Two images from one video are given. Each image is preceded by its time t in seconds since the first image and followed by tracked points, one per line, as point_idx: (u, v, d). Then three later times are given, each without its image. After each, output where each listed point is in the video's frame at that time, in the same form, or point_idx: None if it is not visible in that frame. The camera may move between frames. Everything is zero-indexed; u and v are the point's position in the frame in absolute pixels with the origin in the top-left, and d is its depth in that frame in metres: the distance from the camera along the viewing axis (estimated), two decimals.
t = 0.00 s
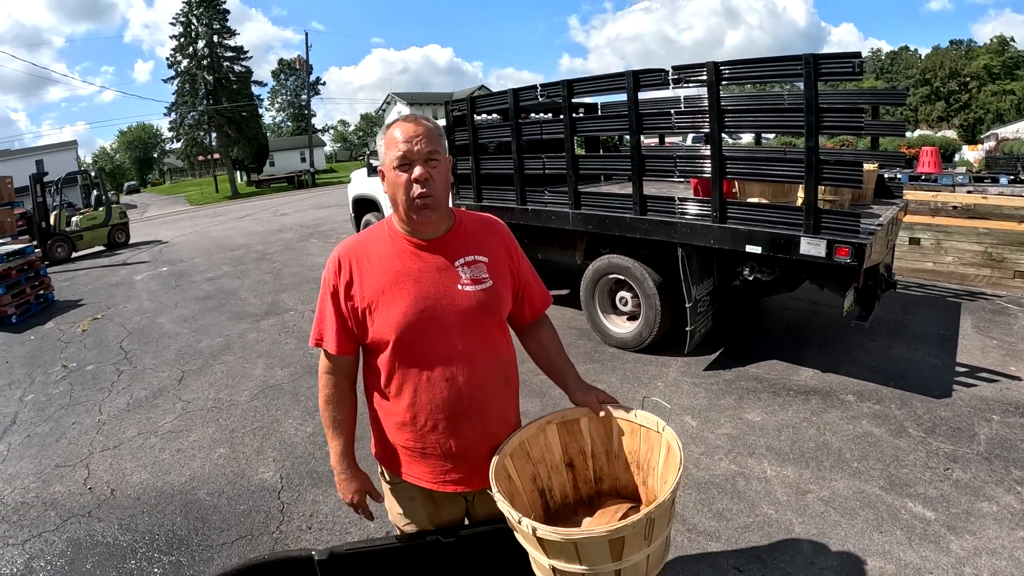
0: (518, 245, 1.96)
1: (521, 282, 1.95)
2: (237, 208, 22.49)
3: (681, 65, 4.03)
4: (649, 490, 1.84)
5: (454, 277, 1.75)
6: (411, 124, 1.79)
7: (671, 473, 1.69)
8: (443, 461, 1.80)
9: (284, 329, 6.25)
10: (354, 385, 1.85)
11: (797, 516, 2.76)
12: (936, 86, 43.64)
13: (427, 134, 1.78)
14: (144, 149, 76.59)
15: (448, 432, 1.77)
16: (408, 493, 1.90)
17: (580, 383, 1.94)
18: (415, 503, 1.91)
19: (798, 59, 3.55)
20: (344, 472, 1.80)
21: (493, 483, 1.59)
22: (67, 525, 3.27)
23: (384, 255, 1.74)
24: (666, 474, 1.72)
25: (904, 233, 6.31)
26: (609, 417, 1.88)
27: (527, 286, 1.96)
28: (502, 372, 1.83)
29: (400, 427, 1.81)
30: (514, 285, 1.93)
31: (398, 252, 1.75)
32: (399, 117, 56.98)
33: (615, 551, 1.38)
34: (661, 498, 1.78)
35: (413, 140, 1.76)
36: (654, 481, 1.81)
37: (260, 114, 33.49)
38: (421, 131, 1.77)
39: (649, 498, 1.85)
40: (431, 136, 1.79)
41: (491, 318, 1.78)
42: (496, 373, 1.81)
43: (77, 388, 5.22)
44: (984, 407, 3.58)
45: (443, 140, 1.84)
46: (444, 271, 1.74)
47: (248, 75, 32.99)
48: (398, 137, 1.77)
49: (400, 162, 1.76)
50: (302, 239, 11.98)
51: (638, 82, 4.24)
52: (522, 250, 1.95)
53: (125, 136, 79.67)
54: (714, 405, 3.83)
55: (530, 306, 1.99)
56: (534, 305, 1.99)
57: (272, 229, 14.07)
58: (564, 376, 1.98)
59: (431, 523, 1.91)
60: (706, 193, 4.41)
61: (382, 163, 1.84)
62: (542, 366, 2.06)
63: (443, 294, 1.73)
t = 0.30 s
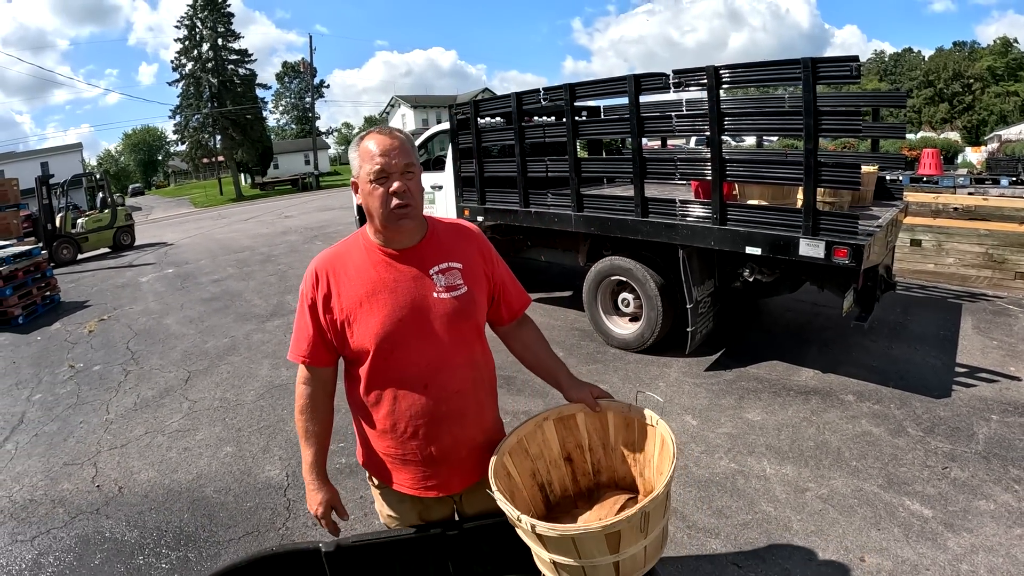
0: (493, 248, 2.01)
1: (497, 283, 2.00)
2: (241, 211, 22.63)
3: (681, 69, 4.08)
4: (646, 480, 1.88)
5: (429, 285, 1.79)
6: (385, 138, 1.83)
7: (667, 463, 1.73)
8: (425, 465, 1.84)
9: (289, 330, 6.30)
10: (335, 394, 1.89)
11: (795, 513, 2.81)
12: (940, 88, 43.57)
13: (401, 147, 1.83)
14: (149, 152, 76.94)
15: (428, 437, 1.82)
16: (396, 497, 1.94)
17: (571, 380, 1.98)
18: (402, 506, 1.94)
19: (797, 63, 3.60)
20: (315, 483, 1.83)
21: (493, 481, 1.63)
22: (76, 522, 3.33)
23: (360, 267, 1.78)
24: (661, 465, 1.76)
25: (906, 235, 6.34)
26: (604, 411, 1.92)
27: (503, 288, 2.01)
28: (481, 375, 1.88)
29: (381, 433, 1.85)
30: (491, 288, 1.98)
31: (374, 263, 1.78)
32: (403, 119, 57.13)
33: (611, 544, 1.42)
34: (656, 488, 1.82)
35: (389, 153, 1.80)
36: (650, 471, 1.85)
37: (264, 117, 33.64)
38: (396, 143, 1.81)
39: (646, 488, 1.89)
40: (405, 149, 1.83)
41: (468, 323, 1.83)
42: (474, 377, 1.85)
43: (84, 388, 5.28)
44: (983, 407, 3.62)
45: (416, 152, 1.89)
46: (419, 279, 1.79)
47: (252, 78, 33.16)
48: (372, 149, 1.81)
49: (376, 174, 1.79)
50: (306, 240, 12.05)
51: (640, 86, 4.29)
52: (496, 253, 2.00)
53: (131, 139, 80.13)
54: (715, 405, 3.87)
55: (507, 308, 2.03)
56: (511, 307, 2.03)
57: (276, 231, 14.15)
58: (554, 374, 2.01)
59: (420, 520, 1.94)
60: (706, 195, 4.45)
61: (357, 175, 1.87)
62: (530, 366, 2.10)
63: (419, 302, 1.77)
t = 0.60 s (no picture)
0: (479, 252, 2.04)
1: (485, 287, 2.03)
2: (246, 212, 22.77)
3: (683, 72, 4.11)
4: (644, 466, 1.94)
5: (419, 290, 1.82)
6: (376, 144, 1.84)
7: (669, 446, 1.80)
8: (418, 468, 1.87)
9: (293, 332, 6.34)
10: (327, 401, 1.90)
11: (797, 512, 2.82)
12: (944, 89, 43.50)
13: (392, 154, 1.84)
14: (152, 154, 77.27)
15: (420, 441, 1.85)
16: (393, 502, 1.95)
17: (566, 378, 2.01)
18: (399, 511, 1.95)
19: (798, 65, 3.63)
20: (313, 490, 1.82)
21: (505, 479, 1.63)
22: (81, 521, 3.36)
23: (350, 274, 1.81)
24: (662, 448, 1.83)
25: (908, 236, 6.35)
26: (599, 405, 1.96)
27: (492, 291, 2.04)
28: (471, 377, 1.91)
29: (373, 439, 1.88)
30: (479, 291, 2.01)
31: (363, 270, 1.81)
32: (406, 121, 57.27)
33: (635, 524, 1.47)
34: (657, 473, 1.89)
35: (380, 160, 1.81)
36: (648, 457, 1.92)
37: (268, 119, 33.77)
38: (387, 151, 1.83)
39: (644, 474, 1.95)
40: (396, 157, 1.85)
41: (458, 326, 1.86)
42: (464, 380, 1.88)
43: (89, 388, 5.33)
44: (985, 408, 3.63)
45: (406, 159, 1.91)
46: (410, 284, 1.82)
47: (256, 81, 33.28)
48: (363, 156, 1.82)
49: (368, 181, 1.80)
50: (311, 242, 12.10)
51: (642, 89, 4.32)
52: (483, 256, 2.03)
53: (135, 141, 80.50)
54: (717, 406, 3.88)
55: (495, 311, 2.06)
56: (499, 310, 2.06)
57: (280, 233, 14.22)
58: (549, 373, 2.04)
59: (418, 521, 1.96)
60: (708, 197, 4.47)
61: (346, 180, 1.88)
62: (521, 367, 2.11)
63: (409, 307, 1.80)
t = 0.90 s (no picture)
0: (476, 253, 2.05)
1: (483, 289, 2.04)
2: (248, 214, 22.83)
3: (685, 74, 4.12)
4: (644, 465, 1.96)
5: (418, 294, 1.83)
6: (359, 164, 1.76)
7: (671, 443, 1.82)
8: (422, 471, 1.88)
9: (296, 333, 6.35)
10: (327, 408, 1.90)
11: (799, 514, 2.83)
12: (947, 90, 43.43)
13: (375, 177, 1.76)
14: (155, 156, 77.55)
15: (422, 445, 1.86)
16: (396, 504, 1.96)
17: (566, 379, 2.01)
18: (402, 513, 1.97)
19: (800, 67, 3.63)
20: (316, 500, 1.79)
21: (514, 478, 1.64)
22: (85, 522, 3.38)
23: (347, 281, 1.81)
24: (664, 445, 1.85)
25: (911, 237, 6.34)
26: (600, 405, 1.97)
27: (490, 293, 2.05)
28: (471, 379, 1.92)
29: (374, 444, 1.88)
30: (476, 293, 2.02)
31: (360, 277, 1.81)
32: (408, 123, 57.36)
33: (646, 517, 1.49)
34: (658, 471, 1.90)
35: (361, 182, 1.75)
36: (649, 455, 1.93)
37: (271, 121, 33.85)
38: (368, 175, 1.75)
39: (645, 472, 1.96)
40: (379, 179, 1.77)
41: (456, 329, 1.87)
42: (464, 382, 1.90)
43: (93, 390, 5.35)
44: (988, 410, 3.62)
45: (392, 176, 1.82)
46: (407, 290, 1.83)
47: (259, 83, 33.37)
48: (345, 179, 1.75)
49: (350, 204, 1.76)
50: (314, 244, 12.12)
51: (644, 91, 4.32)
52: (479, 258, 2.04)
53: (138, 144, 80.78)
54: (720, 407, 3.89)
55: (494, 312, 2.07)
56: (497, 311, 2.07)
57: (284, 235, 14.24)
58: (549, 375, 2.04)
59: (421, 522, 1.97)
60: (711, 198, 4.48)
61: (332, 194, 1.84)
62: (521, 369, 2.12)
63: (408, 311, 1.81)
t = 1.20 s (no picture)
0: (476, 256, 2.05)
1: (484, 290, 2.03)
2: (251, 216, 22.87)
3: (687, 76, 4.12)
4: (647, 469, 1.95)
5: (418, 300, 1.83)
6: (349, 184, 1.72)
7: (674, 447, 1.81)
8: (425, 477, 1.88)
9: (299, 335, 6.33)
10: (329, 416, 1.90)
11: (803, 517, 2.81)
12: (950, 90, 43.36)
13: (366, 198, 1.72)
14: (158, 158, 77.78)
15: (425, 452, 1.85)
16: (398, 508, 1.96)
17: (569, 381, 2.00)
18: (404, 516, 1.97)
19: (803, 68, 3.62)
20: (320, 503, 1.77)
21: (516, 479, 1.64)
22: (87, 524, 3.38)
23: (346, 288, 1.81)
24: (667, 449, 1.84)
25: (914, 239, 6.33)
26: (603, 408, 1.97)
27: (490, 294, 2.04)
28: (473, 384, 1.92)
29: (377, 451, 1.88)
30: (477, 295, 2.01)
31: (359, 285, 1.81)
32: (410, 125, 57.43)
33: (648, 520, 1.48)
34: (661, 475, 1.89)
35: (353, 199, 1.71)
36: (652, 459, 1.92)
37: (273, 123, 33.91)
38: (358, 197, 1.71)
39: (648, 476, 1.95)
40: (370, 199, 1.73)
41: (457, 333, 1.87)
42: (466, 387, 1.89)
43: (95, 392, 5.35)
44: (992, 412, 3.61)
45: (385, 193, 1.77)
46: (407, 296, 1.82)
47: (261, 85, 33.43)
48: (336, 200, 1.72)
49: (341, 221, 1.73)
50: (316, 246, 12.14)
51: (647, 92, 4.32)
52: (479, 260, 2.04)
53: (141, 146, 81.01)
54: (722, 410, 3.88)
55: (495, 314, 2.07)
56: (498, 313, 2.07)
57: (286, 237, 14.27)
58: (551, 377, 2.03)
59: (422, 526, 1.97)
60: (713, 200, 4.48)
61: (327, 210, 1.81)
62: (524, 372, 2.12)
63: (408, 317, 1.81)
